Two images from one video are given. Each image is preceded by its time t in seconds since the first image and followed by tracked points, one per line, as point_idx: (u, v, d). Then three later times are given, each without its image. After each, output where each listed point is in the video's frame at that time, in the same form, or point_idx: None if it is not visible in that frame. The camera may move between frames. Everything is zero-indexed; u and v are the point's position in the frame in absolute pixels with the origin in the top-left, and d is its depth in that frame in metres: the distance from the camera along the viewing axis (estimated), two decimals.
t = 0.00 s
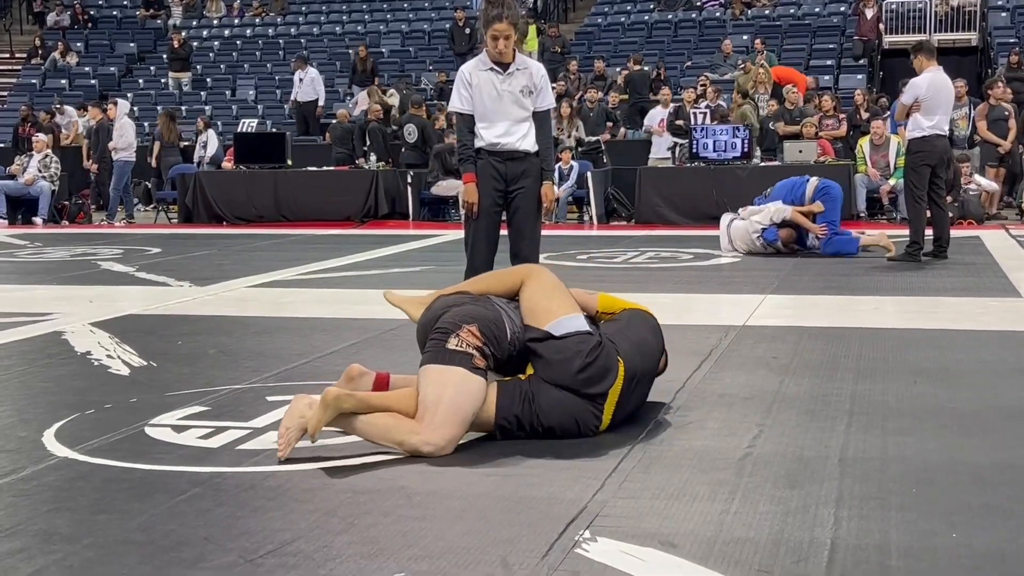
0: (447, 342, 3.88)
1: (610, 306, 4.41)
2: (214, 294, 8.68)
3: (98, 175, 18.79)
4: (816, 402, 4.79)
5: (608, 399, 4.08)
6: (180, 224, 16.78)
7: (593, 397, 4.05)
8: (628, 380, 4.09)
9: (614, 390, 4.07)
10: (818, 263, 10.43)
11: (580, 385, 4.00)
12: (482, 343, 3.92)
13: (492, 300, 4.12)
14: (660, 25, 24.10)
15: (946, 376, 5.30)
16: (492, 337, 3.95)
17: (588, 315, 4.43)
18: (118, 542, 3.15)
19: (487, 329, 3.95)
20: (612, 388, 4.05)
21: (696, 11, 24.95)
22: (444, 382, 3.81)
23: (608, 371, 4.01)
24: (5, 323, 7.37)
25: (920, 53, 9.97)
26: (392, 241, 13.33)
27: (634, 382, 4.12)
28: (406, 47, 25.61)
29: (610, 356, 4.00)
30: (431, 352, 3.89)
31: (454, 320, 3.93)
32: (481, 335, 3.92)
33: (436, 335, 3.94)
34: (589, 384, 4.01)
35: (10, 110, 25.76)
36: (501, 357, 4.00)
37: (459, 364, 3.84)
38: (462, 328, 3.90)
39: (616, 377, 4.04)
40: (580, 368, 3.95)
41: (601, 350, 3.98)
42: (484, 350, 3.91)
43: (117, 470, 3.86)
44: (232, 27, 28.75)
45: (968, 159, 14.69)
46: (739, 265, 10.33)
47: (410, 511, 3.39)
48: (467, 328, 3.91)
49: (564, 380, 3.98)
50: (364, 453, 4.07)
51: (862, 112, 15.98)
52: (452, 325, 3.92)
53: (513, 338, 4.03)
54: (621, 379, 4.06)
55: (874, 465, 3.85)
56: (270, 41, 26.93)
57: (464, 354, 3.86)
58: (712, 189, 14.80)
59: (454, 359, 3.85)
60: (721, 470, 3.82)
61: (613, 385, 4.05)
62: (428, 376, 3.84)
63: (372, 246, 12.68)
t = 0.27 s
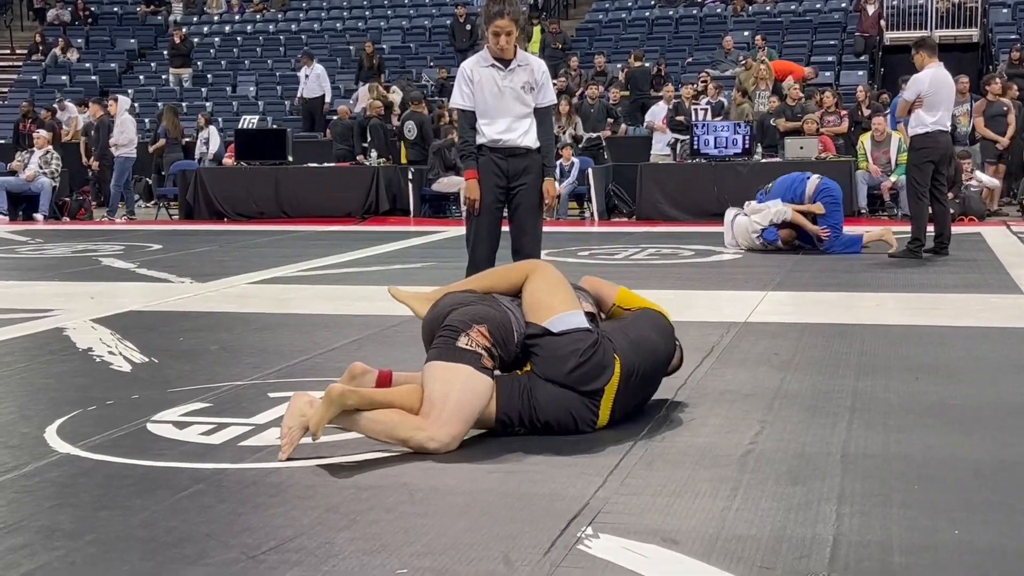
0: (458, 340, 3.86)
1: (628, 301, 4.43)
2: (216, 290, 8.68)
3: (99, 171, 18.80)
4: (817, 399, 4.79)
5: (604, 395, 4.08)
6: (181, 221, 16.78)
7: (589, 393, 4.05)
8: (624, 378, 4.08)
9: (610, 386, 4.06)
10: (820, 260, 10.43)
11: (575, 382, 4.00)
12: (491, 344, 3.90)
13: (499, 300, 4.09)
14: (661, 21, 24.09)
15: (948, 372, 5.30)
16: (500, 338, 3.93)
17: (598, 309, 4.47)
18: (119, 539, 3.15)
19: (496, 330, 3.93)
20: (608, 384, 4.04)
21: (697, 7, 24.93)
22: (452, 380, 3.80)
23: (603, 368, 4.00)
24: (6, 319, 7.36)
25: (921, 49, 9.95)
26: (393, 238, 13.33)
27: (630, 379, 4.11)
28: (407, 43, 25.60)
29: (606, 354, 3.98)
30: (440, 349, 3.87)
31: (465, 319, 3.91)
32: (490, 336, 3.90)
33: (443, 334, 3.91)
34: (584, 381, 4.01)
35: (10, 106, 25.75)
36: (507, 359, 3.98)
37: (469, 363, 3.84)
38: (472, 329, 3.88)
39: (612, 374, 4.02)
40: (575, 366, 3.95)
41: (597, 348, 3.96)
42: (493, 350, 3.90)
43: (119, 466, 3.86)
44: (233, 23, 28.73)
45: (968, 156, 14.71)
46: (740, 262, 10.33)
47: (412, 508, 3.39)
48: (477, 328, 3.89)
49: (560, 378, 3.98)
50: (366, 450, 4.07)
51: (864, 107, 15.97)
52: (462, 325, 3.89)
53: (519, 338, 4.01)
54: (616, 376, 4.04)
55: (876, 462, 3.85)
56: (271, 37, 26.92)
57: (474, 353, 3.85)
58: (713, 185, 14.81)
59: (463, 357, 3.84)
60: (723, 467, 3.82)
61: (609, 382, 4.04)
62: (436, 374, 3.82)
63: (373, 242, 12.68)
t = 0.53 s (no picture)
0: (466, 338, 3.89)
1: (654, 301, 4.45)
2: (215, 286, 8.68)
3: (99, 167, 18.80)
4: (818, 394, 4.79)
5: (607, 397, 4.08)
6: (181, 216, 16.78)
7: (593, 394, 4.06)
8: (630, 380, 4.09)
9: (614, 388, 4.07)
10: (820, 256, 10.42)
11: (579, 382, 4.01)
12: (499, 343, 3.95)
13: (507, 297, 4.15)
14: (661, 17, 24.07)
15: (948, 368, 5.30)
16: (508, 336, 3.97)
17: (608, 297, 4.49)
18: (119, 534, 3.15)
19: (503, 329, 3.97)
20: (614, 385, 4.05)
21: (697, 2, 24.90)
22: (457, 378, 3.80)
23: (610, 369, 4.01)
24: (6, 315, 7.36)
25: (921, 45, 9.94)
26: (393, 233, 13.32)
27: (636, 381, 4.12)
28: (407, 39, 25.57)
29: (612, 356, 3.99)
30: (447, 345, 3.90)
31: (472, 318, 3.95)
32: (498, 334, 3.95)
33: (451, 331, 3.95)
34: (589, 382, 4.02)
35: (10, 102, 25.73)
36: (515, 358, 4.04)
37: (475, 360, 3.86)
38: (481, 327, 3.92)
39: (618, 376, 4.04)
40: (580, 368, 3.97)
41: (603, 350, 3.96)
42: (501, 349, 3.96)
43: (119, 462, 3.86)
44: (233, 18, 28.71)
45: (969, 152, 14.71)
46: (740, 257, 10.33)
47: (412, 503, 3.39)
48: (486, 326, 3.93)
49: (565, 377, 3.99)
50: (366, 446, 4.07)
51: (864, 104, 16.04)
52: (469, 322, 3.93)
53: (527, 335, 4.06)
54: (623, 377, 4.05)
55: (876, 458, 3.85)
56: (270, 32, 26.90)
57: (481, 351, 3.89)
58: (712, 180, 14.83)
59: (469, 354, 3.87)
60: (723, 462, 3.82)
61: (614, 384, 4.05)
62: (441, 370, 3.82)
63: (373, 238, 12.67)
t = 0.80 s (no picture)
0: (468, 332, 3.85)
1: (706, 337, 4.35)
2: (214, 281, 8.67)
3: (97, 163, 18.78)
4: (816, 389, 4.79)
5: (609, 399, 4.10)
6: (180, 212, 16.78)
7: (594, 395, 4.07)
8: (635, 385, 4.11)
9: (617, 392, 4.08)
10: (819, 251, 10.42)
11: (582, 383, 4.03)
12: (502, 337, 3.91)
13: (512, 290, 4.12)
14: (660, 12, 24.05)
15: (947, 363, 5.30)
16: (512, 331, 3.93)
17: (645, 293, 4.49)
18: (117, 529, 3.15)
19: (507, 323, 3.93)
20: (618, 389, 4.07)
21: None
22: (459, 370, 3.81)
23: (617, 372, 4.03)
24: (4, 310, 7.36)
25: (922, 40, 9.93)
26: (392, 229, 13.32)
27: (640, 386, 4.14)
28: (406, 34, 25.54)
29: (621, 359, 4.01)
30: (448, 338, 3.87)
31: (476, 312, 3.90)
32: (502, 329, 3.90)
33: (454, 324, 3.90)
34: (593, 383, 4.04)
35: (8, 98, 25.69)
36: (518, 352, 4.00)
37: (475, 355, 3.83)
38: (484, 321, 3.87)
39: (623, 381, 4.06)
40: (586, 368, 3.98)
41: (612, 353, 3.98)
42: (503, 344, 3.91)
43: (117, 457, 3.86)
44: (232, 14, 28.67)
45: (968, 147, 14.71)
46: (739, 253, 10.32)
47: (410, 498, 3.39)
48: (489, 321, 3.88)
49: (568, 376, 4.00)
50: (365, 441, 4.06)
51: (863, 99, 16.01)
52: (473, 317, 3.88)
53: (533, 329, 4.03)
54: (628, 382, 4.08)
55: (874, 453, 3.85)
56: (269, 28, 26.87)
57: (484, 345, 3.86)
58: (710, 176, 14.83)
59: (471, 347, 3.84)
60: (721, 457, 3.82)
61: (619, 387, 4.07)
62: (443, 363, 3.84)
63: (372, 234, 12.67)
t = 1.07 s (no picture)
0: (493, 331, 3.85)
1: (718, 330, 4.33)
2: (211, 277, 8.66)
3: (95, 159, 18.75)
4: (813, 386, 4.79)
5: (609, 399, 4.10)
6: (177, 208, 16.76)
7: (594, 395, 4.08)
8: (638, 386, 4.11)
9: (618, 394, 4.09)
10: (816, 247, 10.42)
11: (583, 382, 4.03)
12: (524, 339, 3.92)
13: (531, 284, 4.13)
14: (658, 8, 24.05)
15: (944, 359, 5.30)
16: (535, 333, 3.95)
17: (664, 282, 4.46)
18: (115, 526, 3.15)
19: (531, 326, 3.94)
20: (619, 390, 4.07)
21: None
22: (477, 366, 3.82)
23: (620, 374, 4.03)
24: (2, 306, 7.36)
25: (920, 36, 9.87)
26: (390, 225, 13.31)
27: (643, 388, 4.14)
28: (403, 30, 25.51)
29: (624, 361, 4.01)
30: (471, 331, 3.87)
31: (502, 312, 3.89)
32: (524, 331, 3.91)
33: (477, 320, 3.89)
34: (594, 383, 4.04)
35: (5, 94, 25.64)
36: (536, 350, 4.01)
37: (498, 354, 3.84)
38: (509, 322, 3.87)
39: (625, 383, 4.06)
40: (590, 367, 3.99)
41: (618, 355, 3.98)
42: (525, 345, 3.93)
43: (114, 454, 3.85)
44: (230, 10, 28.63)
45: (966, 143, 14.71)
46: (737, 249, 10.32)
47: (407, 495, 3.39)
48: (513, 321, 3.88)
49: (571, 375, 4.02)
50: (363, 437, 4.06)
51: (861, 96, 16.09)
52: (498, 317, 3.88)
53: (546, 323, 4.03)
54: (630, 384, 4.08)
55: (870, 449, 3.85)
56: (267, 23, 26.84)
57: (507, 345, 3.86)
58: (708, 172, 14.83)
59: (494, 347, 3.84)
60: (718, 454, 3.82)
61: (621, 389, 4.07)
62: (461, 357, 3.83)
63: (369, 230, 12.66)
